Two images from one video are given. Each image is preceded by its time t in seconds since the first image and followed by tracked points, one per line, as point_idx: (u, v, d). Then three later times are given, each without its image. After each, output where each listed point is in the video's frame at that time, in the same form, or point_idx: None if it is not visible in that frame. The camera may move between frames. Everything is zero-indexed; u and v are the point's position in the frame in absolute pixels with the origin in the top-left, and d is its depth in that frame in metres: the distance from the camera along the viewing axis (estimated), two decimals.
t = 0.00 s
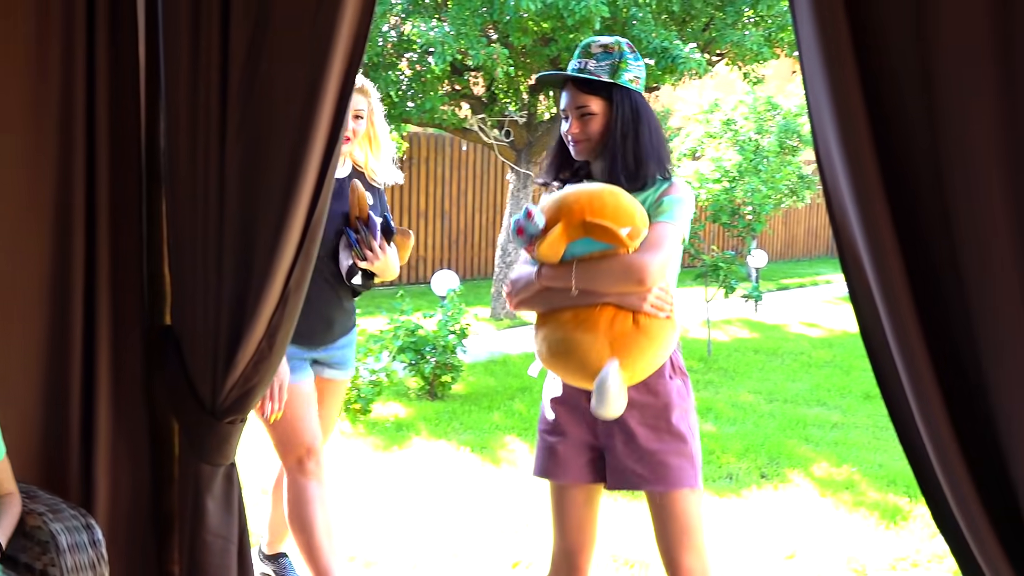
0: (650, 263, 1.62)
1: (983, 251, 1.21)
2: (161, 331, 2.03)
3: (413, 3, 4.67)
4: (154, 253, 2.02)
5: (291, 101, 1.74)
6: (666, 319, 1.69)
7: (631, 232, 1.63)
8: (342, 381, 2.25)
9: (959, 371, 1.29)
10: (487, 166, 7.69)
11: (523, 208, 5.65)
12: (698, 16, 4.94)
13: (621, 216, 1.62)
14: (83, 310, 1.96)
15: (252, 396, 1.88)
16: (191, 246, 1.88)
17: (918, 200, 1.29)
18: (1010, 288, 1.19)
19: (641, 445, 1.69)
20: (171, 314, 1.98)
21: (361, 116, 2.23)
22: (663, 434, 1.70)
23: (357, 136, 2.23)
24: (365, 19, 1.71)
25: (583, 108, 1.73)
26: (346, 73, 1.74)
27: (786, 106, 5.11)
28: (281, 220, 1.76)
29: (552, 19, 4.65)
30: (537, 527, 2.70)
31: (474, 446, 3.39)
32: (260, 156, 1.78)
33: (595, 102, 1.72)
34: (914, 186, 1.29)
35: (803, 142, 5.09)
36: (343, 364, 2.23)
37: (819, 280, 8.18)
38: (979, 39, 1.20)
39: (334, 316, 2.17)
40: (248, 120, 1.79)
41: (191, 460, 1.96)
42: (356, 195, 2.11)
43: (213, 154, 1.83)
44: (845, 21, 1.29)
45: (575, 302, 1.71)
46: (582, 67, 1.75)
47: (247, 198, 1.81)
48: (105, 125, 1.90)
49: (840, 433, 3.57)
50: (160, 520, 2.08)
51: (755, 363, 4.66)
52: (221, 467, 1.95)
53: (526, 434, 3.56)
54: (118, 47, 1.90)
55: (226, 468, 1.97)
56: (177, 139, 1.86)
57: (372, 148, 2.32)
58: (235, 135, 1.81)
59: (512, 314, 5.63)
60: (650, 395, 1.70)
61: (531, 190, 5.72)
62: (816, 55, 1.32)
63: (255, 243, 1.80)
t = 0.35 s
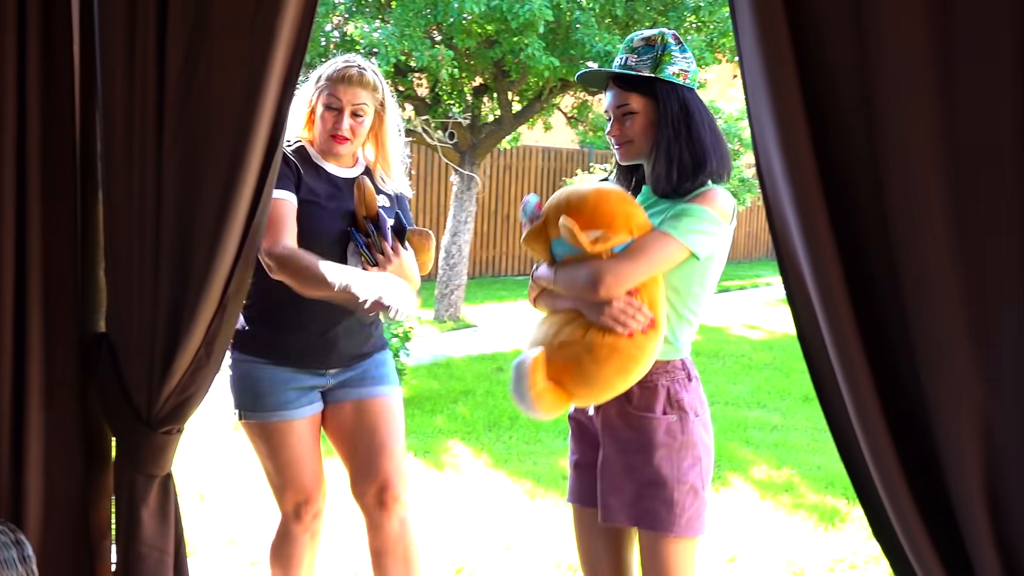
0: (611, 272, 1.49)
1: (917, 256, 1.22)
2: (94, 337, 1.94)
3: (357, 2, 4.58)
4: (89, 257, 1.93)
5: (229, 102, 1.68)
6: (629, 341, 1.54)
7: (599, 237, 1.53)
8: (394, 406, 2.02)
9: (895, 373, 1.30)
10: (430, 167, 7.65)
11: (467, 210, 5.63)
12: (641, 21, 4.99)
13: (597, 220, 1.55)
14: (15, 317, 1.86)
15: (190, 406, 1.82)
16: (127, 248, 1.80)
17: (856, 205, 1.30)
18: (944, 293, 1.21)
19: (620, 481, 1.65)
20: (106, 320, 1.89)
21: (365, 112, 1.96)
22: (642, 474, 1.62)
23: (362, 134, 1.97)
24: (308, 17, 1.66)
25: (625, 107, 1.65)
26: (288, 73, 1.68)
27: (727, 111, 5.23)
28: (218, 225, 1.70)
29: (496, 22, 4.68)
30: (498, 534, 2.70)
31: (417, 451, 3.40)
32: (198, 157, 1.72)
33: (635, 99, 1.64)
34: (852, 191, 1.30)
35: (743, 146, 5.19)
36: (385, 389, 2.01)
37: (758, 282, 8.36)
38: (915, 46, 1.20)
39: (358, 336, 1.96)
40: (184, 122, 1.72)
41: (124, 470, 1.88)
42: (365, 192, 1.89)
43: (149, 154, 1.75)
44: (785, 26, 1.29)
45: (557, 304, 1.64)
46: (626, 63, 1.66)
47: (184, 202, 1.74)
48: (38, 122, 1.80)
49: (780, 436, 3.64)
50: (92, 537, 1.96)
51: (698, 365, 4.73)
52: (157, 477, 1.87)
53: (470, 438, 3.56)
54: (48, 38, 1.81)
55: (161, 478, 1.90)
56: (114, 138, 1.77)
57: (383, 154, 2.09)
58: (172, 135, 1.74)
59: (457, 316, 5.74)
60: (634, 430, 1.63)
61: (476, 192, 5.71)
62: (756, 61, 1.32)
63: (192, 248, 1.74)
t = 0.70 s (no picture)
0: (617, 289, 1.46)
1: (878, 270, 1.11)
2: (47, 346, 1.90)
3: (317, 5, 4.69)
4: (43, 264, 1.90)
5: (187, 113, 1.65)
6: (624, 363, 1.49)
7: (614, 250, 1.48)
8: (427, 447, 1.82)
9: (857, 401, 1.17)
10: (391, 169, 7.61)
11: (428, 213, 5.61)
12: (602, 25, 5.05)
13: (614, 232, 1.51)
14: None
15: (147, 416, 1.79)
16: (82, 256, 1.76)
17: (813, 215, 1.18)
18: (904, 311, 1.10)
19: (608, 504, 1.64)
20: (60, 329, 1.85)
21: (367, 107, 1.70)
22: (633, 498, 1.62)
23: (363, 131, 1.70)
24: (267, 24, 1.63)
25: (627, 108, 1.65)
26: (248, 77, 1.65)
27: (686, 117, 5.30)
28: (177, 232, 1.67)
29: (457, 24, 4.70)
30: (467, 536, 2.79)
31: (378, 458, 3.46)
32: (156, 164, 1.69)
33: (637, 99, 1.63)
34: (810, 199, 1.17)
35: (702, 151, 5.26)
36: (412, 423, 1.80)
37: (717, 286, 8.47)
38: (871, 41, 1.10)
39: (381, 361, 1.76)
40: (142, 130, 1.70)
41: (80, 481, 1.84)
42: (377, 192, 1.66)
43: (105, 160, 1.72)
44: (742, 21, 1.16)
45: (555, 306, 1.59)
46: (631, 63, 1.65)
47: (142, 211, 1.71)
48: None
49: (739, 439, 3.69)
50: (47, 549, 1.93)
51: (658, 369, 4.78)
52: (114, 488, 1.84)
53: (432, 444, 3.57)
54: None
55: (119, 489, 1.86)
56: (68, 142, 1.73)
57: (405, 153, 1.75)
58: (128, 140, 1.71)
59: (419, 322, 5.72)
60: (624, 450, 1.64)
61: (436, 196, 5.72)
62: (714, 61, 1.19)
63: (150, 256, 1.71)
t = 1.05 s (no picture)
0: (671, 312, 1.31)
1: (851, 285, 1.01)
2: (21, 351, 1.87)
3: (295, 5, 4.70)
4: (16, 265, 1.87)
5: (160, 114, 1.62)
6: (672, 388, 1.36)
7: (666, 273, 1.33)
8: (426, 466, 1.82)
9: (837, 425, 1.08)
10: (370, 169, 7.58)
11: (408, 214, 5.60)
12: (581, 26, 5.08)
13: (661, 253, 1.34)
14: None
15: (121, 422, 1.77)
16: (56, 260, 1.74)
17: (791, 224, 1.09)
18: (880, 331, 1.00)
19: (629, 526, 1.51)
20: (36, 335, 1.82)
21: (347, 106, 1.67)
22: (662, 519, 1.51)
23: (344, 131, 1.67)
24: (243, 22, 1.59)
25: (638, 116, 1.53)
26: (224, 80, 1.62)
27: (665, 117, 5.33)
28: (151, 237, 1.65)
29: (436, 25, 4.71)
30: (449, 538, 2.78)
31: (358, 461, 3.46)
32: (128, 168, 1.66)
33: (651, 111, 1.52)
34: (787, 205, 1.09)
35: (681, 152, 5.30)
36: (411, 442, 1.79)
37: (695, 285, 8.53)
38: (843, 34, 1.01)
39: (379, 375, 1.73)
40: (115, 133, 1.67)
41: (53, 488, 1.81)
42: (371, 196, 1.65)
43: (79, 164, 1.69)
44: (717, 16, 1.09)
45: (576, 335, 1.40)
46: (655, 68, 1.53)
47: (117, 212, 1.69)
48: None
49: (719, 439, 3.72)
50: (22, 556, 1.89)
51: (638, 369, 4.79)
52: (89, 495, 1.81)
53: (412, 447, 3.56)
54: None
55: (94, 495, 1.83)
56: (40, 144, 1.71)
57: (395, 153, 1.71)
58: (101, 143, 1.68)
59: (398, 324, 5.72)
60: (645, 467, 1.50)
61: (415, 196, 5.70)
62: (690, 59, 1.12)
63: (123, 260, 1.68)
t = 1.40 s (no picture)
0: (681, 332, 1.34)
1: (839, 288, 1.01)
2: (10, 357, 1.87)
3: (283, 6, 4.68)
4: (4, 269, 1.86)
5: (148, 120, 1.61)
6: (678, 404, 1.38)
7: (678, 290, 1.35)
8: (426, 473, 1.83)
9: (827, 427, 1.08)
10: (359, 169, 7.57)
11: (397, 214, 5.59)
12: (570, 26, 5.09)
13: (670, 270, 1.35)
14: None
15: (111, 427, 1.76)
16: (43, 265, 1.73)
17: (780, 228, 1.09)
18: (868, 333, 1.00)
19: (640, 539, 1.52)
20: (24, 340, 1.81)
21: (327, 117, 1.66)
22: (667, 529, 1.51)
23: (328, 142, 1.68)
24: (230, 27, 1.58)
25: (643, 138, 1.54)
26: (211, 85, 1.61)
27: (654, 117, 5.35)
28: (139, 242, 1.64)
29: (425, 26, 4.70)
30: (441, 540, 2.78)
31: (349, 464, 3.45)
32: (116, 173, 1.66)
33: (656, 135, 1.54)
34: (776, 209, 1.09)
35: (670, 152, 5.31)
36: (407, 452, 1.79)
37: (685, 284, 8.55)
38: (829, 35, 1.01)
39: (374, 385, 1.73)
40: (103, 139, 1.66)
41: (43, 494, 1.80)
42: (360, 209, 1.68)
43: (66, 168, 1.68)
44: (704, 20, 1.09)
45: (582, 354, 1.38)
46: (653, 89, 1.55)
47: (105, 218, 1.68)
48: None
49: (710, 438, 3.73)
50: (13, 561, 1.88)
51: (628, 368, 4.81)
52: (79, 500, 1.80)
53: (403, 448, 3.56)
54: None
55: (84, 501, 1.82)
56: (28, 149, 1.70)
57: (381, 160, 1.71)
58: (88, 148, 1.67)
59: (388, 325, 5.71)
60: (648, 479, 1.50)
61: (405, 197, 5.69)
62: (677, 62, 1.12)
63: (111, 266, 1.67)
